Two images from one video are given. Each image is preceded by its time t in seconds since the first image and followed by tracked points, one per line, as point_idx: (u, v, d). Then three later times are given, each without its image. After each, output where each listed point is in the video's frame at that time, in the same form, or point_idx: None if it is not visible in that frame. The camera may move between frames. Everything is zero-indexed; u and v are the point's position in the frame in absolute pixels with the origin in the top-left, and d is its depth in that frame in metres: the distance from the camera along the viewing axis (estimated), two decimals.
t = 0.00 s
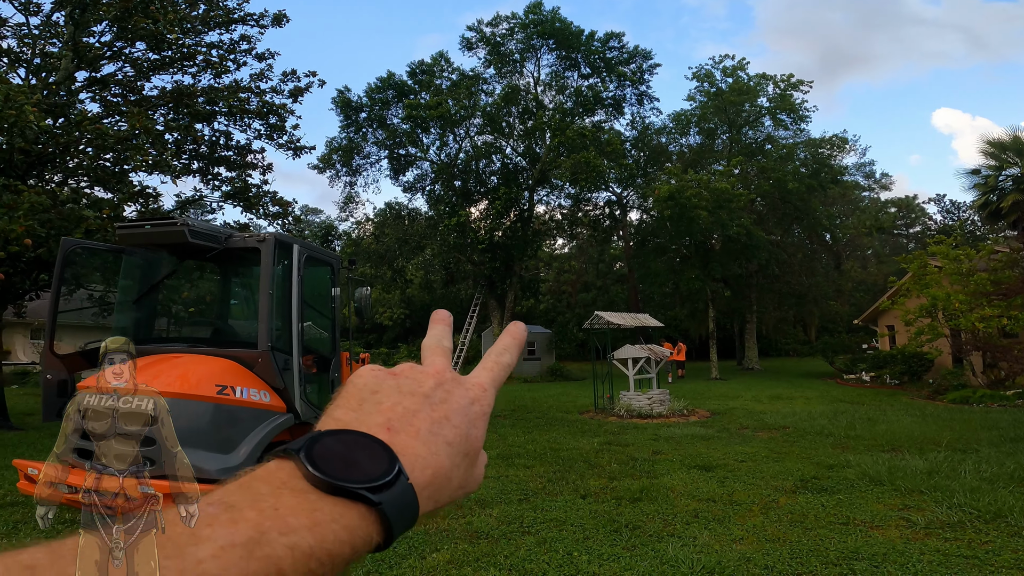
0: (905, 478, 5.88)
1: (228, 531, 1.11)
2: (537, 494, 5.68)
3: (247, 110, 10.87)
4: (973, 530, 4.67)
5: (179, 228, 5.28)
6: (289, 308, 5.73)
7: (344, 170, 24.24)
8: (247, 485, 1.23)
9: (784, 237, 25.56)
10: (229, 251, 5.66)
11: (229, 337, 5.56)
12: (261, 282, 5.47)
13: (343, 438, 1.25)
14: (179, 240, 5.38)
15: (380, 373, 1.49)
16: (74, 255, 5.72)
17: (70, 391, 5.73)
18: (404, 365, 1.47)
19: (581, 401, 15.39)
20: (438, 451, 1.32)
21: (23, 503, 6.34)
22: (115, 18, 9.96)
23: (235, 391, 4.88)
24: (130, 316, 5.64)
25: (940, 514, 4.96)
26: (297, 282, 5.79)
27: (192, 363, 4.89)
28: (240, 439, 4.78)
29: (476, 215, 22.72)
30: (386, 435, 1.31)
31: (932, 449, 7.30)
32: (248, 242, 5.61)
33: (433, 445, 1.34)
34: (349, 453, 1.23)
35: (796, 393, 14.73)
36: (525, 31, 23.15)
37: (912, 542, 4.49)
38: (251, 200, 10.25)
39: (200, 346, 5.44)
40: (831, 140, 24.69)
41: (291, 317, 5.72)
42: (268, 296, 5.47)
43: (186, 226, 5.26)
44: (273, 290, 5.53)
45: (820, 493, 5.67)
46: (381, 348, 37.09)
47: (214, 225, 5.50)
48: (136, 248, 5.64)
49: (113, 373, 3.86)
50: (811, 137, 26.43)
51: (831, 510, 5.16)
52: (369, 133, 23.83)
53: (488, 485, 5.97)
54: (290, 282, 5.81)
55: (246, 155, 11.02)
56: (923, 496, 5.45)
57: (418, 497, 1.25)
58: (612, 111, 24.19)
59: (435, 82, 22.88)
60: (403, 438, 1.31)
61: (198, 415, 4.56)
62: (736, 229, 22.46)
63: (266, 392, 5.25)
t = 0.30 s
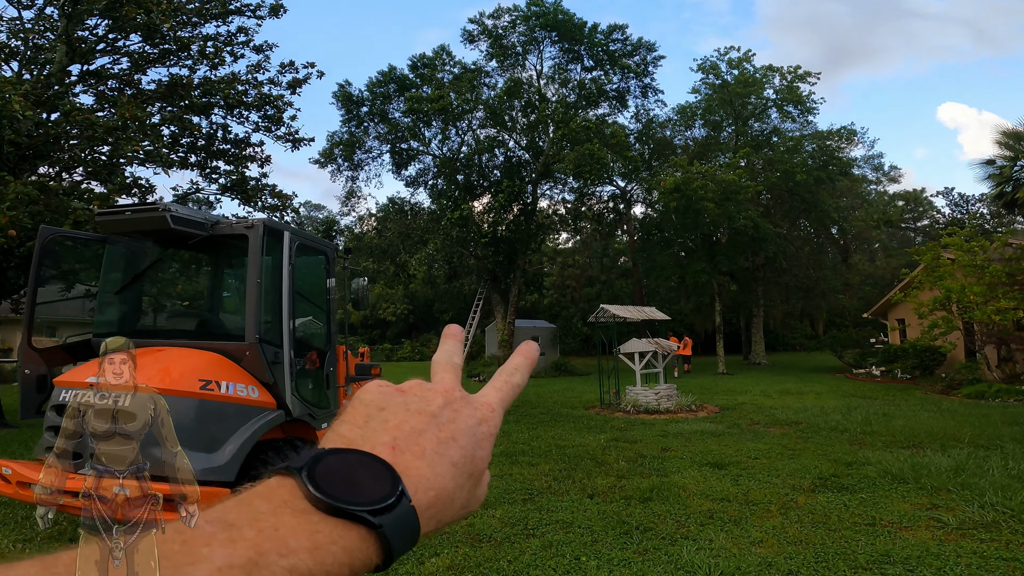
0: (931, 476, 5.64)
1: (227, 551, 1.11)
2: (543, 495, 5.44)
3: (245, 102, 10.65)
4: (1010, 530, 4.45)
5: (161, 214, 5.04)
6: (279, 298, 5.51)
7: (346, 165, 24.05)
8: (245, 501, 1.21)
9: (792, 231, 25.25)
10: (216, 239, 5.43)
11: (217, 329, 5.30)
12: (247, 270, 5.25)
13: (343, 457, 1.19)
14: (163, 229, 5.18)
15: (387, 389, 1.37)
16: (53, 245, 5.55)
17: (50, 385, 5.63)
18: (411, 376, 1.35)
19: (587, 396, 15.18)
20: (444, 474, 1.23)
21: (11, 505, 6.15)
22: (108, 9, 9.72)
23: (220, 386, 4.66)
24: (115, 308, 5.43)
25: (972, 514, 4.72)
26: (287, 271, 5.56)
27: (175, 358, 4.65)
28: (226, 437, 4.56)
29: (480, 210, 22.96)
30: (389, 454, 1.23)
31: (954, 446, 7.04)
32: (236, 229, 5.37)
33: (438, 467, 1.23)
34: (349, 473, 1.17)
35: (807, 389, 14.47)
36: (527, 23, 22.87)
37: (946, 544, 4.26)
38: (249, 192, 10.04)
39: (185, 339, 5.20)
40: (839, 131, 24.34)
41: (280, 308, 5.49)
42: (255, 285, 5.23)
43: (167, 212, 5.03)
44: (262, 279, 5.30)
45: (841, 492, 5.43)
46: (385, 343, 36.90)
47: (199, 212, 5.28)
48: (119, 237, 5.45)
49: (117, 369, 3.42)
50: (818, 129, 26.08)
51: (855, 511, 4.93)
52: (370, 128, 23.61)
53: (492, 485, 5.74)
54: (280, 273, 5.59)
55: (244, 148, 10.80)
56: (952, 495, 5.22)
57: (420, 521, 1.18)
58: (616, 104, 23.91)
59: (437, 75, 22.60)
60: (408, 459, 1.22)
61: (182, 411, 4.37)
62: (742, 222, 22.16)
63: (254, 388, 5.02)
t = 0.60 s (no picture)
0: (962, 487, 5.33)
1: (205, 536, 1.26)
2: (544, 506, 5.15)
3: (238, 96, 10.37)
4: None
5: (120, 205, 4.72)
6: (255, 298, 5.09)
7: (347, 161, 23.75)
8: (231, 494, 1.39)
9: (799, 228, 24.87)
10: (185, 233, 4.99)
11: (186, 330, 4.87)
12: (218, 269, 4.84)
13: (322, 455, 1.36)
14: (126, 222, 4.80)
15: (370, 393, 1.57)
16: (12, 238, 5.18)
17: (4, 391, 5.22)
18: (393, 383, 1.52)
19: (590, 397, 14.88)
20: (420, 470, 1.38)
21: None
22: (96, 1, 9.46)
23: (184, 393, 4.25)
24: (81, 306, 5.08)
25: (1014, 530, 4.42)
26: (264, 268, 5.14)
27: (135, 360, 4.23)
28: (193, 449, 4.16)
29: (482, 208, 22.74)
30: (366, 453, 1.39)
31: (980, 453, 6.71)
32: (206, 222, 4.92)
33: (414, 465, 1.39)
34: (326, 470, 1.34)
35: (816, 390, 14.14)
36: (530, 17, 22.54)
37: (993, 564, 3.96)
38: (241, 187, 9.75)
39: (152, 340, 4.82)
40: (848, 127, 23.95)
41: (256, 308, 5.10)
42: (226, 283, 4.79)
43: (126, 202, 4.67)
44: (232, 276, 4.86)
45: (868, 504, 5.12)
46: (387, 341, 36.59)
47: (165, 203, 4.88)
48: (82, 232, 5.10)
49: (116, 370, 3.07)
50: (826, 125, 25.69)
51: (886, 526, 4.61)
52: (371, 123, 23.26)
53: (491, 495, 5.49)
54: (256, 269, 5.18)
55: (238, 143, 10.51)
56: (988, 508, 4.92)
57: (395, 514, 1.32)
58: (621, 99, 23.51)
59: (438, 70, 22.30)
60: (384, 457, 1.39)
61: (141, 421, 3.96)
62: (750, 219, 21.77)
63: (226, 396, 4.64)
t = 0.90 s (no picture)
0: (1000, 496, 5.05)
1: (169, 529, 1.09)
2: (548, 518, 4.87)
3: (232, 87, 10.07)
4: None
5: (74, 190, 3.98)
6: (230, 295, 4.56)
7: (346, 156, 23.41)
8: (204, 477, 1.20)
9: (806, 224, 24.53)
10: (152, 222, 4.34)
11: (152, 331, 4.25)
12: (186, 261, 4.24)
13: (306, 434, 1.17)
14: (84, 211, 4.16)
15: (371, 364, 1.35)
16: None
17: None
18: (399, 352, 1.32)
19: (594, 396, 14.56)
20: (424, 453, 1.19)
21: None
22: None
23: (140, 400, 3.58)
24: (41, 303, 4.38)
25: None
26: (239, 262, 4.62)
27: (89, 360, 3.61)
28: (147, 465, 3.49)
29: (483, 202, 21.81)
30: (363, 433, 1.19)
31: (1008, 459, 6.42)
32: (174, 209, 4.31)
33: (418, 447, 1.20)
34: (311, 453, 1.14)
35: (826, 389, 13.83)
36: (532, 10, 22.20)
37: None
38: (233, 180, 9.44)
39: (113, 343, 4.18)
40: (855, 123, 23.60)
41: (228, 306, 4.52)
42: (196, 278, 4.23)
43: (82, 187, 3.95)
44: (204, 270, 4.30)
45: (901, 515, 4.84)
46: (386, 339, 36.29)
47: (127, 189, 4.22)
48: (42, 221, 4.40)
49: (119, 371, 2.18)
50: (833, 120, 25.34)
51: (924, 539, 4.35)
52: (371, 118, 22.91)
53: (492, 504, 5.22)
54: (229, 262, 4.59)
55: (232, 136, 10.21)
56: None
57: (391, 503, 1.13)
58: (624, 94, 23.17)
59: (439, 64, 21.96)
60: (384, 438, 1.19)
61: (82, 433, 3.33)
62: (757, 214, 21.42)
63: (196, 402, 4.01)
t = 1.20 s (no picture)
0: None
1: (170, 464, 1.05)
2: (564, 530, 4.55)
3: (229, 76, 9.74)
4: None
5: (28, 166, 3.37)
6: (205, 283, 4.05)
7: (348, 150, 23.05)
8: (208, 418, 1.17)
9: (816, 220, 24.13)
10: (121, 202, 3.75)
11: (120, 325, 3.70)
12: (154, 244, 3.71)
13: (312, 370, 1.15)
14: (38, 188, 3.56)
15: (384, 309, 1.36)
16: None
17: None
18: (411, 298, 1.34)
19: (601, 395, 14.19)
20: (429, 394, 1.18)
21: None
22: None
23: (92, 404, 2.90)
24: None
25: None
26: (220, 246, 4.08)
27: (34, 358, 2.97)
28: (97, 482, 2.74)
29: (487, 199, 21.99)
30: (370, 372, 1.18)
31: None
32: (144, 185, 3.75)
33: (424, 387, 1.19)
34: (313, 388, 1.12)
35: (842, 388, 13.48)
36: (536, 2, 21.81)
37: None
38: (229, 171, 9.11)
39: (72, 339, 3.61)
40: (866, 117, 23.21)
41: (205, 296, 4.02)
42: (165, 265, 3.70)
43: (37, 162, 3.36)
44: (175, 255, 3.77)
45: (959, 523, 4.58)
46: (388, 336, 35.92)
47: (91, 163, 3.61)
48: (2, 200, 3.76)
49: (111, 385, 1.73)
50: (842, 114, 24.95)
51: (986, 551, 4.09)
52: (373, 112, 22.54)
53: (501, 513, 4.92)
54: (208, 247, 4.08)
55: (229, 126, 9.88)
56: None
57: (393, 443, 1.11)
58: (630, 87, 22.80)
59: (442, 58, 21.60)
60: (391, 375, 1.19)
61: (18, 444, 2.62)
62: (768, 210, 21.02)
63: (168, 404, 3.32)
